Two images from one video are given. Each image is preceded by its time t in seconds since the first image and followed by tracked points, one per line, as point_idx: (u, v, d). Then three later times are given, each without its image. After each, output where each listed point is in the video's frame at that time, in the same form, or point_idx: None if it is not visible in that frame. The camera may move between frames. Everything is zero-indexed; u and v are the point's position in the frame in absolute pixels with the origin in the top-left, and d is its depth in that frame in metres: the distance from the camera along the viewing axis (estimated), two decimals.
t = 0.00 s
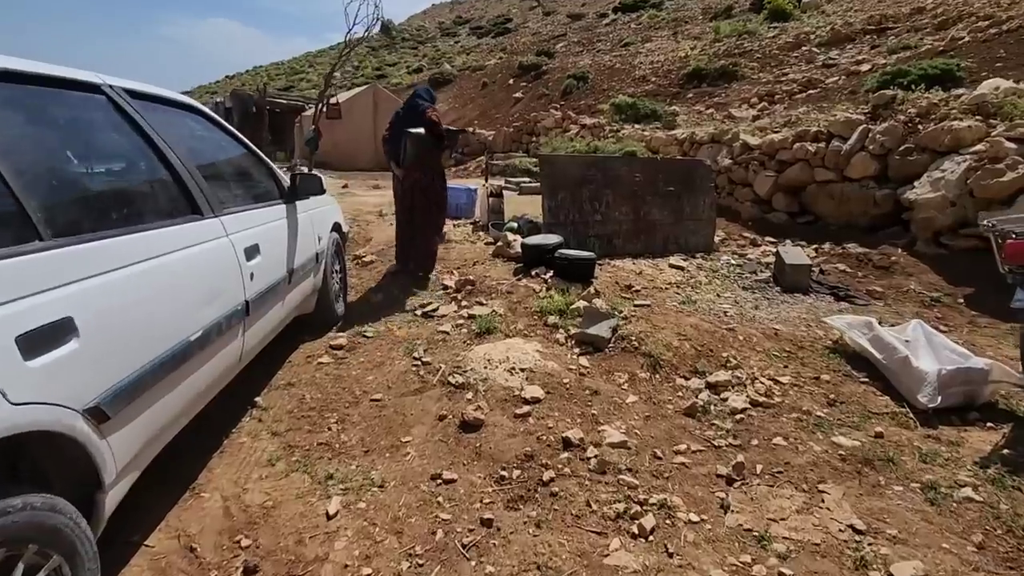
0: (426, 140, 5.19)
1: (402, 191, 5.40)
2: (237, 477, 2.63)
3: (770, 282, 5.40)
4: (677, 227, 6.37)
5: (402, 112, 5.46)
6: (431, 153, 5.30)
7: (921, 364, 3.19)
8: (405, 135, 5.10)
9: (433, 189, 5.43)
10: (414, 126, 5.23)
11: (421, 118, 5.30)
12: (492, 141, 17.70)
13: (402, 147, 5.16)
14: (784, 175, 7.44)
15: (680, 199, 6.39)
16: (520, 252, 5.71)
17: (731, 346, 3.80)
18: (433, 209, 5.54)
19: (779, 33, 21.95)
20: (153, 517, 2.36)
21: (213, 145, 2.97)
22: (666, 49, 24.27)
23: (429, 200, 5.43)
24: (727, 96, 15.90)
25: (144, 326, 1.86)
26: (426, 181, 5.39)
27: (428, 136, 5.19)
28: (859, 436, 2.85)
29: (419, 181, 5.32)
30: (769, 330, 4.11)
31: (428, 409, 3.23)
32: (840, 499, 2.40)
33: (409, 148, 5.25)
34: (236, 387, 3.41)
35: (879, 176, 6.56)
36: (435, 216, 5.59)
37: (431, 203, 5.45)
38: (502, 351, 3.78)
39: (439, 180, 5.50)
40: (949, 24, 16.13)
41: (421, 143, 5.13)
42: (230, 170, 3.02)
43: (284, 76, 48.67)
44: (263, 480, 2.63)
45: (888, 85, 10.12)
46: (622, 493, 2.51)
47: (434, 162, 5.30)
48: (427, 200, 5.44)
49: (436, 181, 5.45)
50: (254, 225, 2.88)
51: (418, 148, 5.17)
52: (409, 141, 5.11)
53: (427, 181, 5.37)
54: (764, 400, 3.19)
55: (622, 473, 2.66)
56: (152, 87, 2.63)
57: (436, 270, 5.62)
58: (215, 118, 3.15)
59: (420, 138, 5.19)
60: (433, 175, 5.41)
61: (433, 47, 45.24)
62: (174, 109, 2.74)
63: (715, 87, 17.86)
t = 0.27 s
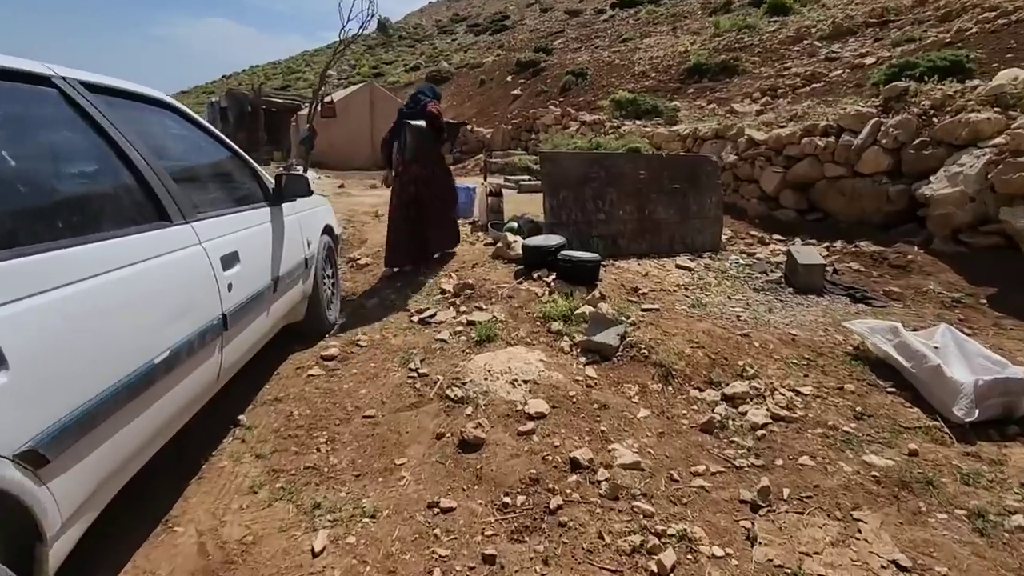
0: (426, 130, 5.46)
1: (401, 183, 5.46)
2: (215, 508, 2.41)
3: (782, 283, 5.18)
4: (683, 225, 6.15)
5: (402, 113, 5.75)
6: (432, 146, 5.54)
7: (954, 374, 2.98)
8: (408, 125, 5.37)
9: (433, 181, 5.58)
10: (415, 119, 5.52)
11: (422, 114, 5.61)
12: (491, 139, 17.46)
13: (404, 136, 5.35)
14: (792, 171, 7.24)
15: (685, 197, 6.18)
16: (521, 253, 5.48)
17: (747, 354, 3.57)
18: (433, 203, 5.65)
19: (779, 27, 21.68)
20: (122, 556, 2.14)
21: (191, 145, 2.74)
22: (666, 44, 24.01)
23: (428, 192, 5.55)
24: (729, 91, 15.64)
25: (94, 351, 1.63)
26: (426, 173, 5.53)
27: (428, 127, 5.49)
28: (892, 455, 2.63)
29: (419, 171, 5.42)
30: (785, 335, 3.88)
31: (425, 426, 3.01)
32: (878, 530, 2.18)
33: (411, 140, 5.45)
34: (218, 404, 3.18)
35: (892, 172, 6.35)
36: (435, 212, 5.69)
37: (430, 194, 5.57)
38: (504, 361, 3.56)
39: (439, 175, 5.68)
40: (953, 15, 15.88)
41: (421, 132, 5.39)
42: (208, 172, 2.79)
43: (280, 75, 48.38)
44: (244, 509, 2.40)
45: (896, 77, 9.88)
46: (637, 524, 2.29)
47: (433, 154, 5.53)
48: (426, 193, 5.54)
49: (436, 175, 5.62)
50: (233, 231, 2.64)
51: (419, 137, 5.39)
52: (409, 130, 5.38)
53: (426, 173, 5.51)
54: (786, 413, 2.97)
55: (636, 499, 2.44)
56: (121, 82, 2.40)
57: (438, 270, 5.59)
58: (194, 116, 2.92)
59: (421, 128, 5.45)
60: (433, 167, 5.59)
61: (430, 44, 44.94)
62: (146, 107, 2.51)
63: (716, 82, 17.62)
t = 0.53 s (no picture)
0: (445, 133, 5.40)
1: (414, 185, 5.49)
2: (200, 543, 2.23)
3: (799, 285, 4.97)
4: (693, 225, 5.95)
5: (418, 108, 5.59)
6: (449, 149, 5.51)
7: (996, 389, 2.81)
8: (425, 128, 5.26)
9: (447, 184, 5.60)
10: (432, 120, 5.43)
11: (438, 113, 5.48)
12: (493, 137, 17.25)
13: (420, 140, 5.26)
14: (805, 167, 7.03)
15: (695, 195, 5.99)
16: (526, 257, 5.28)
17: (767, 364, 3.37)
18: (446, 205, 5.68)
19: (785, 20, 21.37)
20: None
21: (170, 151, 2.55)
22: (669, 39, 23.72)
23: (441, 195, 5.59)
24: (735, 86, 15.39)
25: (44, 390, 1.45)
26: (440, 176, 5.53)
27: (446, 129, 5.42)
28: (933, 479, 2.43)
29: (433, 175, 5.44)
30: (807, 343, 3.67)
31: (427, 447, 2.82)
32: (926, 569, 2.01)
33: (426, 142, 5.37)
34: (207, 424, 3.00)
35: (911, 168, 6.13)
36: (447, 214, 5.73)
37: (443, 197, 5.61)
38: (511, 374, 3.36)
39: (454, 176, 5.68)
40: (963, 6, 15.56)
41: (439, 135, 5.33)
42: (189, 179, 2.60)
43: (281, 74, 48.23)
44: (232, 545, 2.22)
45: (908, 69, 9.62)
46: (659, 561, 2.10)
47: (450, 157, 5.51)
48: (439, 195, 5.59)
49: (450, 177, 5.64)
50: (217, 243, 2.45)
51: (436, 142, 5.34)
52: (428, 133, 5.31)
53: (440, 176, 5.51)
54: (814, 431, 2.77)
55: (656, 530, 2.25)
56: (90, 84, 2.21)
57: (442, 272, 5.44)
58: (175, 119, 2.73)
59: (437, 131, 5.35)
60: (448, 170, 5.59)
61: (431, 42, 44.68)
62: (119, 110, 2.32)
63: (721, 76, 17.34)
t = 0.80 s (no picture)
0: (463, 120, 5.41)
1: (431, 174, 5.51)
2: None
3: (819, 291, 4.74)
4: (706, 227, 5.73)
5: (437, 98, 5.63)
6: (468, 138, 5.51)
7: None
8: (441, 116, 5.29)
9: (463, 174, 5.58)
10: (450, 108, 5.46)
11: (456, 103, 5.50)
12: (498, 136, 17.02)
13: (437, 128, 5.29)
14: (822, 167, 6.79)
15: (707, 196, 5.77)
16: (532, 261, 5.06)
17: (792, 379, 3.13)
18: (462, 196, 5.64)
19: (794, 17, 21.04)
20: None
21: (145, 149, 2.34)
22: (676, 37, 23.43)
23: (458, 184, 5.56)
24: (744, 84, 15.10)
25: None
26: (457, 167, 5.52)
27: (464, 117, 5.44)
28: (984, 515, 2.20)
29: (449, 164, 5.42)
30: (832, 355, 3.43)
31: (426, 471, 2.60)
32: None
33: (443, 131, 5.39)
34: (191, 444, 2.81)
35: (934, 167, 5.89)
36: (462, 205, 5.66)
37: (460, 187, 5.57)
38: (517, 389, 3.14)
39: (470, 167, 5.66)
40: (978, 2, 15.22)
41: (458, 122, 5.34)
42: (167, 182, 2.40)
43: (286, 74, 48.17)
44: None
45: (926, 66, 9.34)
46: None
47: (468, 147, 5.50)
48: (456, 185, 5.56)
49: (467, 168, 5.62)
50: (195, 250, 2.24)
51: (454, 129, 5.35)
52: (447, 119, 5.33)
53: (457, 166, 5.50)
54: (847, 455, 2.54)
55: (677, 571, 2.03)
56: (54, 75, 1.99)
57: (444, 277, 5.23)
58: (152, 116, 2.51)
59: (454, 121, 5.37)
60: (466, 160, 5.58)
61: (435, 41, 44.49)
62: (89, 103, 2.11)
63: (729, 75, 17.06)
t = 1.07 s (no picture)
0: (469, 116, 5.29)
1: (439, 172, 5.46)
2: None
3: (838, 301, 4.52)
4: (719, 232, 5.51)
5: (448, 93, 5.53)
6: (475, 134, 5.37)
7: None
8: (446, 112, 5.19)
9: (471, 170, 5.45)
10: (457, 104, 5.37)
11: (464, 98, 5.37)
12: (503, 136, 16.82)
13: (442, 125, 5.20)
14: (838, 169, 6.55)
15: (720, 199, 5.54)
16: (537, 267, 4.85)
17: (816, 401, 2.91)
18: (470, 194, 5.50)
19: (804, 15, 20.71)
20: None
21: (112, 155, 2.17)
22: (684, 36, 23.15)
23: (465, 181, 5.43)
24: (754, 84, 14.83)
25: None
26: (464, 164, 5.41)
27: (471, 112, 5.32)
28: None
29: (455, 160, 5.32)
30: (858, 373, 3.21)
31: (421, 500, 2.40)
32: None
33: (449, 128, 5.30)
34: (171, 468, 2.62)
35: (958, 171, 5.68)
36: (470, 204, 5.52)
37: (468, 185, 5.44)
38: (520, 408, 2.94)
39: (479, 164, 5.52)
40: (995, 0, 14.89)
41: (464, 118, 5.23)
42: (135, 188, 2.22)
43: (291, 73, 48.11)
44: None
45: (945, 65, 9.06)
46: None
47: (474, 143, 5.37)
48: (464, 182, 5.44)
49: (476, 165, 5.49)
50: (167, 262, 2.05)
51: (458, 126, 5.23)
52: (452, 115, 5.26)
53: (464, 162, 5.38)
54: (881, 489, 2.32)
55: None
56: (17, 72, 1.81)
57: (446, 283, 5.04)
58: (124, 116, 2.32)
59: (460, 116, 5.25)
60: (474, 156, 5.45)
61: (441, 40, 44.31)
62: (51, 105, 1.92)
63: (739, 74, 16.78)
